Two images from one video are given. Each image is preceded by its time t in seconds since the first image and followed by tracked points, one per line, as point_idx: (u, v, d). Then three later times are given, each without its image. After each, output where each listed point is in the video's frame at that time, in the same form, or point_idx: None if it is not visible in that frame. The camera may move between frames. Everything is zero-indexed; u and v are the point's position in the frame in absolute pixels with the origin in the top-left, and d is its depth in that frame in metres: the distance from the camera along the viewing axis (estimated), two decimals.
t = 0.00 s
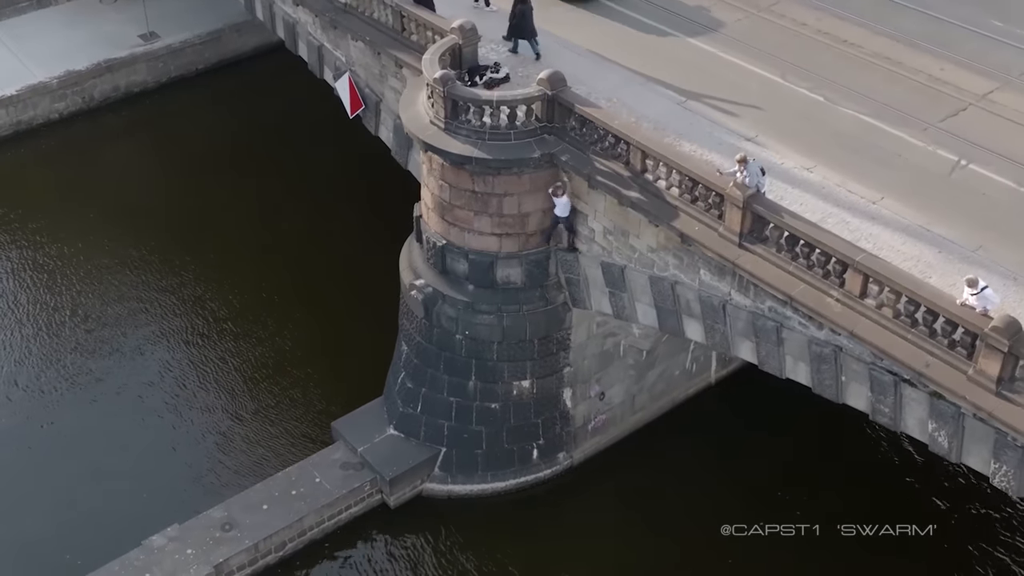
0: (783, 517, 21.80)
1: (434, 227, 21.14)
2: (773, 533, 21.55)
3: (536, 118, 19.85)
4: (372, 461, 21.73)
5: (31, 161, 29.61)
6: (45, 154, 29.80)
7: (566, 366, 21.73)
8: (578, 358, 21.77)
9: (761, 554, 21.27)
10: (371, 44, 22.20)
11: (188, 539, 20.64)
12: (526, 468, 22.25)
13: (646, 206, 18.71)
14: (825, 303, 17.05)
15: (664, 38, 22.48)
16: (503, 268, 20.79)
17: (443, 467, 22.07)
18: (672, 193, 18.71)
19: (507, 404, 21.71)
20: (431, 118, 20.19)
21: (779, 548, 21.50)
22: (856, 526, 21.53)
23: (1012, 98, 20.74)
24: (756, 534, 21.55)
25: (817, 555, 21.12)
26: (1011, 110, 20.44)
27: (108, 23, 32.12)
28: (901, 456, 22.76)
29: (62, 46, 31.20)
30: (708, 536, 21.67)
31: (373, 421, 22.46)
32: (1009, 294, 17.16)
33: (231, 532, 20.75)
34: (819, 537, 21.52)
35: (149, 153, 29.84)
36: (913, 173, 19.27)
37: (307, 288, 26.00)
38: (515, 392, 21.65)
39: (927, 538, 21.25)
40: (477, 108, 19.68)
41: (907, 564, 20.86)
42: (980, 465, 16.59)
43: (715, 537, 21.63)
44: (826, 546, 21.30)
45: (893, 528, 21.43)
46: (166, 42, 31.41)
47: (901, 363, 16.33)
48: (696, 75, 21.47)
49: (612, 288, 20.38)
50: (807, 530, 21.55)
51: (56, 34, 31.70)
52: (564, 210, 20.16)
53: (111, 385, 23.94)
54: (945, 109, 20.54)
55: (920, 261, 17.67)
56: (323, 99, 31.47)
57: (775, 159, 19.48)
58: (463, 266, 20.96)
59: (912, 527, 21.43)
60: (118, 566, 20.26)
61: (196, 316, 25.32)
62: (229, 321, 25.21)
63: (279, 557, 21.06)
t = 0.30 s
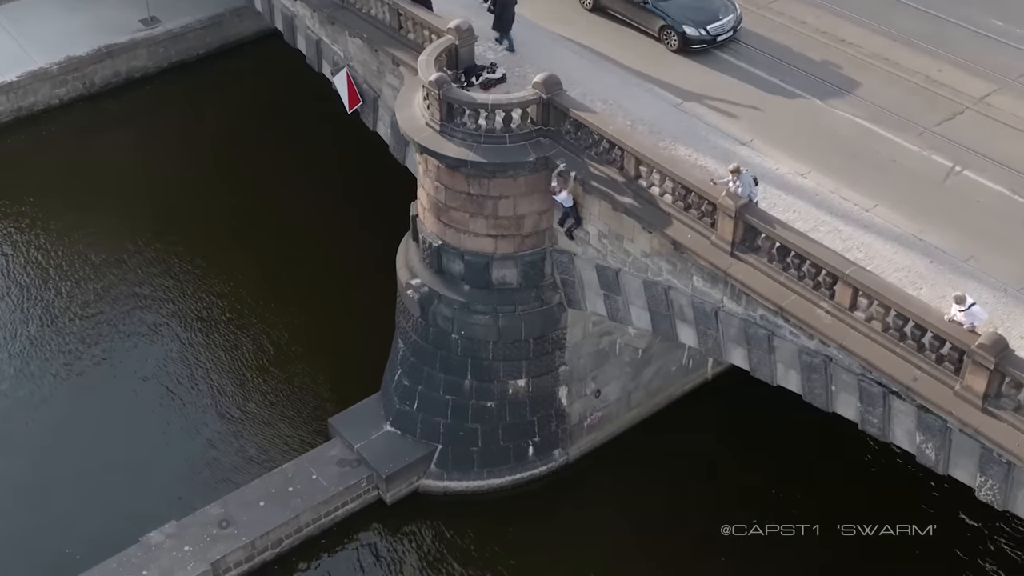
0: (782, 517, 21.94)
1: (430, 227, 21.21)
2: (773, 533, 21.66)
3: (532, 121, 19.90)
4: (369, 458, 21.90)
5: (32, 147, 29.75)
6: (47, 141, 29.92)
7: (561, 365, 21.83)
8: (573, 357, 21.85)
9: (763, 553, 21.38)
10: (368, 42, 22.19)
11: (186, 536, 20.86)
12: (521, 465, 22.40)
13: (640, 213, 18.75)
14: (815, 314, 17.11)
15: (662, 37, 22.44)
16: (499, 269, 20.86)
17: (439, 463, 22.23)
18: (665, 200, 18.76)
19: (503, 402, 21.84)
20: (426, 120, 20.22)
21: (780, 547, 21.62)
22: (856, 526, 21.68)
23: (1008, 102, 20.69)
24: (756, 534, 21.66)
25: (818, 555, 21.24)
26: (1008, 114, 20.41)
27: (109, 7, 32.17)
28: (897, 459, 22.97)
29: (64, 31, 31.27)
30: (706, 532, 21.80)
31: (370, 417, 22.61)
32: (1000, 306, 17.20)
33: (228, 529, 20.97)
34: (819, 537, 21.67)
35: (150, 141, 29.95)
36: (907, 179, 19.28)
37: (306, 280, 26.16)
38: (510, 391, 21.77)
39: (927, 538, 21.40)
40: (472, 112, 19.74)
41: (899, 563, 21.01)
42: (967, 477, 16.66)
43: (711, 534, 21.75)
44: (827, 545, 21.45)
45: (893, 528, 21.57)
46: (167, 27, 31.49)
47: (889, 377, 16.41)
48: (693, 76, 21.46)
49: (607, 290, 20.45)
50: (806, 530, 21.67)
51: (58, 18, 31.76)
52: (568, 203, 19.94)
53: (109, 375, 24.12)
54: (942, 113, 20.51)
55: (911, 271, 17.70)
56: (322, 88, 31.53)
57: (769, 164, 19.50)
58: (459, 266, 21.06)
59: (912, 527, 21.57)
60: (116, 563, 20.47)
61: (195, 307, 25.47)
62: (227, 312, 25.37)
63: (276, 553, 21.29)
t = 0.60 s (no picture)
0: (783, 517, 22.07)
1: (422, 228, 21.33)
2: (773, 533, 21.81)
3: (522, 125, 19.99)
4: (361, 455, 22.15)
5: (28, 137, 29.96)
6: (43, 131, 30.13)
7: (553, 363, 21.99)
8: (565, 355, 22.01)
9: (762, 553, 21.53)
10: (360, 41, 22.28)
11: (180, 533, 21.11)
12: (512, 462, 22.63)
13: (628, 219, 18.90)
14: (800, 323, 17.28)
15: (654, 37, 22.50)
16: (490, 270, 20.99)
17: (431, 460, 22.46)
18: (654, 207, 18.90)
19: (494, 400, 22.03)
20: (417, 124, 20.33)
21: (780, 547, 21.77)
22: (856, 526, 21.80)
23: (998, 106, 20.76)
24: (756, 534, 21.80)
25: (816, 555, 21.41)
26: (997, 118, 20.49)
27: None
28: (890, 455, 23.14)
29: (60, 21, 31.49)
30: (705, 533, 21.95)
31: (363, 414, 22.83)
32: (983, 315, 17.34)
33: (222, 526, 21.22)
34: (820, 537, 21.79)
35: (146, 131, 30.16)
36: (895, 184, 19.40)
37: (300, 274, 26.38)
38: (502, 389, 21.95)
39: (927, 538, 21.55)
40: (463, 116, 19.84)
41: (887, 562, 21.22)
42: (949, 485, 16.84)
43: (704, 534, 21.94)
44: (827, 546, 21.59)
45: (893, 528, 21.72)
46: (163, 17, 31.71)
47: (872, 388, 16.57)
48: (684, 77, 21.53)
49: (597, 292, 20.60)
50: (807, 530, 21.81)
51: (54, 8, 31.94)
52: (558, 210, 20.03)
53: (104, 369, 24.37)
54: (932, 116, 20.58)
55: (896, 279, 17.84)
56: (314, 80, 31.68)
57: (758, 169, 19.61)
58: (450, 267, 21.19)
59: (913, 527, 21.70)
60: (111, 560, 20.73)
61: (190, 301, 25.71)
62: (222, 306, 25.61)
63: (269, 550, 21.56)
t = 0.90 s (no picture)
0: (783, 516, 22.20)
1: (412, 228, 21.55)
2: (773, 533, 21.93)
3: (510, 128, 20.18)
4: (352, 450, 22.47)
5: (23, 125, 30.27)
6: (38, 120, 30.40)
7: (541, 361, 22.26)
8: (553, 353, 22.27)
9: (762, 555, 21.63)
10: (351, 41, 22.46)
11: (174, 528, 21.48)
12: (502, 457, 22.94)
13: (614, 225, 19.12)
14: (781, 332, 17.52)
15: (644, 37, 22.62)
16: (479, 271, 21.21)
17: (422, 455, 22.77)
18: (639, 213, 19.13)
19: (484, 397, 22.32)
20: (406, 127, 20.52)
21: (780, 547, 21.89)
22: (856, 526, 21.91)
23: (984, 109, 20.91)
24: (756, 534, 21.93)
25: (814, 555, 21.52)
26: (982, 121, 20.66)
27: None
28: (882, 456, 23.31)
29: (56, 9, 31.76)
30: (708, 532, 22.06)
31: (355, 409, 23.14)
32: (962, 324, 17.59)
33: (215, 521, 21.57)
34: (820, 537, 21.90)
35: (140, 121, 30.41)
36: (878, 190, 19.63)
37: (292, 266, 26.65)
38: (491, 386, 22.24)
39: (927, 538, 21.64)
40: (451, 119, 20.00)
41: (885, 562, 21.36)
42: (926, 492, 17.10)
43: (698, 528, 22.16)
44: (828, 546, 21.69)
45: (893, 528, 21.84)
46: (158, 4, 31.94)
47: (851, 398, 16.83)
48: (671, 77, 21.70)
49: (584, 294, 20.83)
50: (807, 530, 21.92)
51: None
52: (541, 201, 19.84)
53: (96, 361, 24.68)
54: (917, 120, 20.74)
55: (877, 287, 18.07)
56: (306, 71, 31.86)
57: (743, 175, 19.80)
58: (440, 267, 21.42)
59: (913, 527, 21.80)
60: (105, 555, 21.12)
61: (181, 293, 25.98)
62: (214, 299, 25.88)
63: (262, 545, 21.90)
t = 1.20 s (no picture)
0: (783, 517, 22.49)
1: (404, 228, 21.80)
2: (773, 534, 22.23)
3: (500, 131, 20.33)
4: (346, 445, 22.84)
5: (19, 115, 30.46)
6: (33, 110, 30.59)
7: (532, 357, 22.56)
8: (544, 350, 22.57)
9: (761, 554, 21.95)
10: (343, 40, 22.64)
11: (170, 523, 21.85)
12: (492, 451, 23.29)
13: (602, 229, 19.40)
14: (765, 338, 17.81)
15: (633, 36, 22.81)
16: (470, 270, 21.49)
17: (414, 450, 23.17)
18: (626, 217, 19.40)
19: (475, 393, 22.65)
20: (398, 129, 20.74)
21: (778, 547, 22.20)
22: (856, 526, 22.26)
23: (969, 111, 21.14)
24: (757, 534, 22.22)
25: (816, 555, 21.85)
26: (967, 124, 20.88)
27: None
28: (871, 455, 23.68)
29: None
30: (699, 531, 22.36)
31: (349, 404, 23.48)
32: (942, 330, 17.87)
33: (210, 516, 21.95)
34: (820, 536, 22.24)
35: (135, 112, 30.58)
36: (862, 193, 19.89)
37: (286, 261, 26.89)
38: (483, 382, 22.56)
39: (926, 538, 22.08)
40: (441, 124, 20.19)
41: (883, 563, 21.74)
42: (905, 496, 17.41)
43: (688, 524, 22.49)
44: (828, 546, 22.05)
45: (893, 528, 22.24)
46: None
47: (832, 404, 17.14)
48: (660, 77, 21.90)
49: (573, 294, 21.12)
50: (807, 530, 22.24)
51: None
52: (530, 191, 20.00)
53: (91, 356, 24.97)
54: (902, 122, 20.97)
55: (859, 292, 18.33)
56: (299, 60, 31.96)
57: (730, 178, 20.04)
58: (432, 266, 21.69)
59: (912, 527, 22.22)
60: (102, 550, 21.50)
61: (174, 288, 26.25)
62: (207, 294, 26.15)
63: (257, 538, 22.29)
